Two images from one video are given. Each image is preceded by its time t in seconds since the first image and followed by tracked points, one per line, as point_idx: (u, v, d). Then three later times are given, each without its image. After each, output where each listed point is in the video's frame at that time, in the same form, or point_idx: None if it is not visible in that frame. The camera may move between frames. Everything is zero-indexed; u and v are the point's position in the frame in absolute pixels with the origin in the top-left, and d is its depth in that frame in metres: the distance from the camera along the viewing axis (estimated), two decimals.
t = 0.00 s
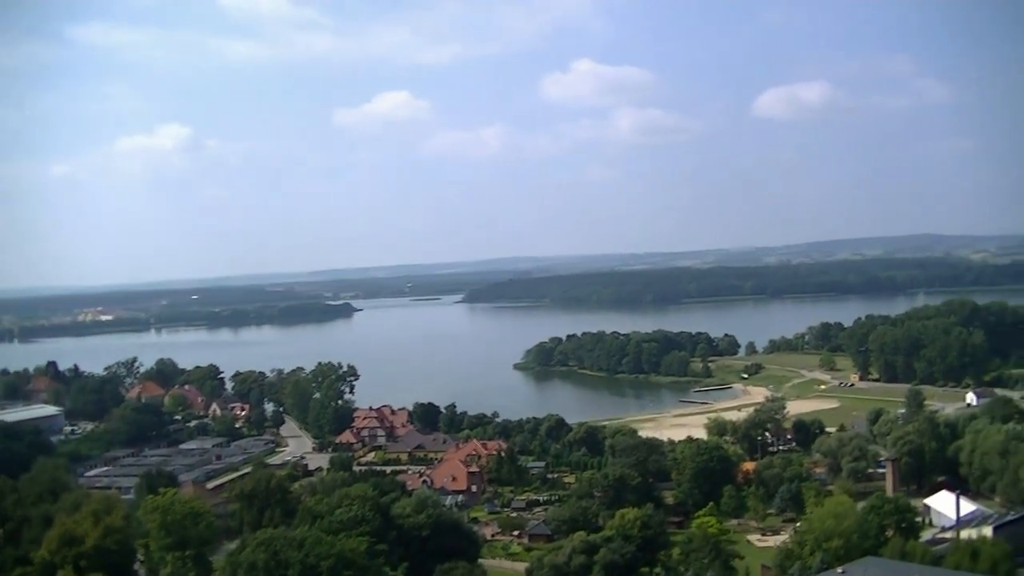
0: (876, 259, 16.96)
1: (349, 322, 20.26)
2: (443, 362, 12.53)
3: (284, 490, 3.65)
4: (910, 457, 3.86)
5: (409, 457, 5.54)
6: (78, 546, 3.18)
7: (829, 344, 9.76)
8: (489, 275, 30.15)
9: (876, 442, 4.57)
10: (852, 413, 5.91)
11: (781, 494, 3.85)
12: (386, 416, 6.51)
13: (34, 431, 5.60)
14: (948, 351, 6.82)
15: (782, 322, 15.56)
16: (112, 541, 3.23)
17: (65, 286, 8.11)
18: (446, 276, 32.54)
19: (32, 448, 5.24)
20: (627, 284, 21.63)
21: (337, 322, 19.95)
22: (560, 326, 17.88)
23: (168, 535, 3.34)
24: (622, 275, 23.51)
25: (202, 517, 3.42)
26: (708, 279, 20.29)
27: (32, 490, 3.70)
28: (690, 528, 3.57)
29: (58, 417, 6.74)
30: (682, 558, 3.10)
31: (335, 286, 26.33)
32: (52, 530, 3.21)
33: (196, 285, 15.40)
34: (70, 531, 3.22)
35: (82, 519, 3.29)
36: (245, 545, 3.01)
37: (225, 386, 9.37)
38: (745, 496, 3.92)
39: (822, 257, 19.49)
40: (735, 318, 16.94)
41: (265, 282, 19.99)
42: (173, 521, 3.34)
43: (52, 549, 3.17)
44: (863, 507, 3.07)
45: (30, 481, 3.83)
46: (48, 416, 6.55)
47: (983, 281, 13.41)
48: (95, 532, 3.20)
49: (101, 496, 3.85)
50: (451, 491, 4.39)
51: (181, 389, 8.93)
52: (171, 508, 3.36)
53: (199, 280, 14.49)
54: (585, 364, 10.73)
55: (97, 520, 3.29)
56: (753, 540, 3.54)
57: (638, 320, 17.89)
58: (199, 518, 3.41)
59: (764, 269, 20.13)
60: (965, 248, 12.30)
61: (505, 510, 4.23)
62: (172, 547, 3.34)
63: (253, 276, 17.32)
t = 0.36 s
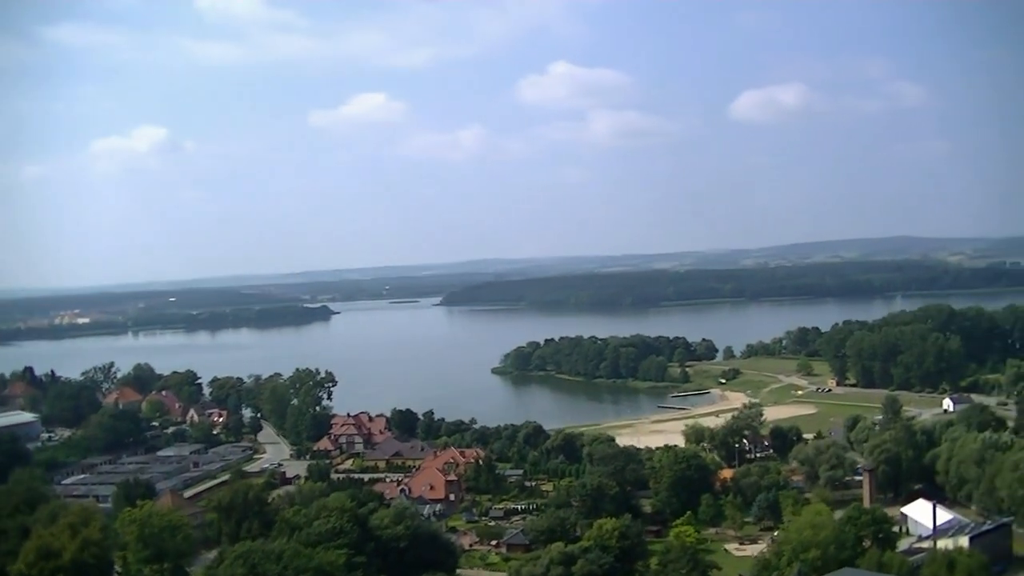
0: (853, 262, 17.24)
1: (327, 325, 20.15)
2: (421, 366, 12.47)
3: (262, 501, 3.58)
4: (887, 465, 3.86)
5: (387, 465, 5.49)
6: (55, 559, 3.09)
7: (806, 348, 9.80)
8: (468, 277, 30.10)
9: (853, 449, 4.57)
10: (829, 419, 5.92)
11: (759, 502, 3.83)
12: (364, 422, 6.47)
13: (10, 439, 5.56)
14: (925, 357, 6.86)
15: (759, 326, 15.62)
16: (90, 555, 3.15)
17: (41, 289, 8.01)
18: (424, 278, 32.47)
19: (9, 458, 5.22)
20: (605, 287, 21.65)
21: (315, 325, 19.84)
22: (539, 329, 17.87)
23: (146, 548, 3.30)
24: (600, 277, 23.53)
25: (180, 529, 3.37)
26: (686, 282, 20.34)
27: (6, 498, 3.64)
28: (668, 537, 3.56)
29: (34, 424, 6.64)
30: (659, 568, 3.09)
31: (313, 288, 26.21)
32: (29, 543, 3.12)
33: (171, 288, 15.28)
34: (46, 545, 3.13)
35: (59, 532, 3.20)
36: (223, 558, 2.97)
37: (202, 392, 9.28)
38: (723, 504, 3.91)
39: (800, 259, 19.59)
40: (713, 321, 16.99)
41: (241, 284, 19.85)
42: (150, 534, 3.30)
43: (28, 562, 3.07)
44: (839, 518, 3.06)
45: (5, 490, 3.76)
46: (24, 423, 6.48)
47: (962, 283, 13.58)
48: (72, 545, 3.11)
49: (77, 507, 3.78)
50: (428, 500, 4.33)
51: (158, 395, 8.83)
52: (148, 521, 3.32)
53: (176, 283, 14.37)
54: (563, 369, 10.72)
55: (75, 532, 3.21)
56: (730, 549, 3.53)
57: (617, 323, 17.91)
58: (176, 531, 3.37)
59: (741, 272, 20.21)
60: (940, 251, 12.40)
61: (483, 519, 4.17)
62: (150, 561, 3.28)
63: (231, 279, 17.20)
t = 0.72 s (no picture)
0: (844, 262, 17.31)
1: (318, 326, 20.11)
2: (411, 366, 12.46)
3: (254, 511, 3.56)
4: (878, 472, 3.87)
5: (378, 470, 5.47)
6: (46, 571, 3.06)
7: (797, 351, 9.83)
8: (459, 277, 30.10)
9: (844, 455, 4.58)
10: (819, 424, 5.93)
11: (750, 509, 3.83)
12: (355, 427, 6.45)
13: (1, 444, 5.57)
14: (915, 361, 6.88)
15: (750, 327, 15.65)
16: (81, 565, 3.11)
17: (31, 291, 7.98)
18: (415, 279, 32.45)
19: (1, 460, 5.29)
20: (597, 288, 21.67)
21: (305, 326, 19.80)
22: (530, 331, 17.88)
23: (137, 558, 3.28)
24: (591, 278, 23.56)
25: (172, 539, 3.36)
26: (677, 283, 20.37)
27: None
28: (659, 545, 3.56)
29: (24, 429, 6.61)
30: None
31: (304, 288, 26.17)
32: (20, 554, 3.09)
33: (162, 289, 15.24)
34: (38, 556, 3.10)
35: (50, 542, 3.18)
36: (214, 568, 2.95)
37: (193, 396, 9.25)
38: (714, 511, 3.91)
39: (790, 260, 19.65)
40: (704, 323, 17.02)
41: (232, 284, 19.80)
42: (142, 544, 3.28)
43: (19, 572, 3.05)
44: (830, 527, 3.07)
45: None
46: (14, 428, 6.46)
47: (951, 284, 13.66)
48: (64, 556, 3.08)
49: (68, 515, 3.76)
50: (419, 507, 4.31)
51: (149, 399, 8.80)
52: (140, 532, 3.30)
53: (167, 283, 14.33)
54: (554, 371, 10.72)
55: (65, 543, 3.18)
56: (721, 556, 3.53)
57: (608, 324, 17.92)
58: (168, 541, 3.35)
59: (732, 272, 20.25)
60: (931, 252, 12.44)
61: (475, 526, 4.13)
62: (140, 570, 3.27)
63: (221, 280, 17.16)
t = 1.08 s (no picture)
0: (841, 264, 17.31)
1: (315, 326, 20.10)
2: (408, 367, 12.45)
3: (251, 519, 3.57)
4: (874, 478, 3.87)
5: (375, 475, 5.47)
6: None
7: (794, 354, 9.84)
8: (456, 277, 30.09)
9: (841, 461, 4.59)
10: (816, 428, 5.94)
11: (746, 516, 3.82)
12: (352, 432, 6.45)
13: None
14: (912, 365, 6.89)
15: (747, 328, 15.66)
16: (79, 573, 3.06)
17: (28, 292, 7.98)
18: (412, 278, 32.43)
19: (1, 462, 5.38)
20: (594, 289, 21.68)
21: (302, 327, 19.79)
22: (527, 332, 17.89)
23: (135, 568, 3.29)
24: (588, 278, 23.56)
25: (170, 549, 3.38)
26: (674, 284, 20.38)
27: None
28: (655, 552, 3.56)
29: (22, 432, 6.60)
30: None
31: (301, 288, 26.15)
32: (17, 564, 3.06)
33: (159, 289, 15.23)
34: (35, 565, 3.07)
35: (47, 552, 3.15)
36: None
37: (191, 399, 9.24)
38: (711, 517, 3.91)
39: (787, 261, 19.66)
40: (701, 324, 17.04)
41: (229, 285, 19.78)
42: (139, 554, 3.30)
43: None
44: (826, 536, 3.07)
45: None
46: (11, 431, 6.46)
47: (948, 286, 13.66)
48: (61, 565, 3.05)
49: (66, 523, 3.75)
50: (416, 513, 4.30)
51: (147, 402, 8.79)
52: (137, 542, 3.32)
53: (164, 283, 14.31)
54: (551, 374, 10.72)
55: (62, 552, 3.16)
56: (718, 563, 3.53)
57: (605, 325, 17.92)
58: (166, 551, 3.37)
59: (729, 273, 20.25)
60: (928, 253, 12.45)
61: (472, 532, 4.11)
62: None
63: (218, 280, 17.14)
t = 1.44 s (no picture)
0: (841, 265, 17.32)
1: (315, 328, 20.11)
2: (409, 369, 12.45)
3: (252, 529, 3.57)
4: (875, 484, 3.88)
5: (377, 481, 5.47)
6: None
7: (795, 357, 9.85)
8: (456, 278, 30.09)
9: (842, 467, 4.60)
10: (817, 433, 5.94)
11: (747, 523, 3.82)
12: (353, 437, 6.46)
13: None
14: (913, 369, 6.90)
15: (748, 330, 15.67)
16: None
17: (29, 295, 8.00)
18: (413, 279, 32.44)
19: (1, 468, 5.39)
20: (595, 290, 21.69)
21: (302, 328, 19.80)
22: (527, 333, 17.89)
23: None
24: (589, 280, 23.57)
25: (171, 560, 3.41)
26: (675, 285, 20.39)
27: None
28: (657, 561, 3.56)
29: (23, 438, 6.62)
30: None
31: (302, 290, 26.16)
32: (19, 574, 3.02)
33: (159, 291, 15.25)
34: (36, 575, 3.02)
35: (49, 563, 3.13)
36: None
37: (192, 404, 9.25)
38: (711, 524, 3.91)
39: (788, 262, 19.66)
40: (702, 325, 17.05)
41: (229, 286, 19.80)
42: (142, 566, 3.33)
43: None
44: (827, 545, 3.07)
45: None
46: (12, 437, 6.47)
47: (949, 287, 13.66)
48: None
49: (67, 533, 3.75)
50: (417, 519, 4.29)
51: (148, 406, 8.79)
52: (139, 554, 3.34)
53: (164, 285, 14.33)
54: (552, 377, 10.73)
55: (64, 563, 3.14)
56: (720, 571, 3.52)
57: (606, 327, 17.93)
58: (166, 561, 3.40)
59: (730, 274, 20.25)
60: (929, 253, 12.45)
61: (473, 539, 4.10)
62: None
63: (219, 280, 17.15)
